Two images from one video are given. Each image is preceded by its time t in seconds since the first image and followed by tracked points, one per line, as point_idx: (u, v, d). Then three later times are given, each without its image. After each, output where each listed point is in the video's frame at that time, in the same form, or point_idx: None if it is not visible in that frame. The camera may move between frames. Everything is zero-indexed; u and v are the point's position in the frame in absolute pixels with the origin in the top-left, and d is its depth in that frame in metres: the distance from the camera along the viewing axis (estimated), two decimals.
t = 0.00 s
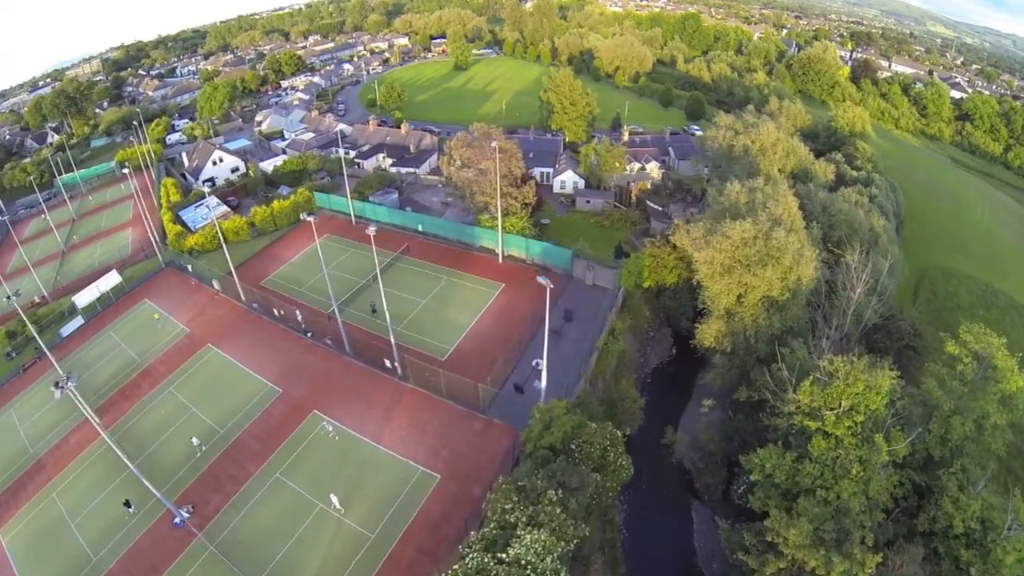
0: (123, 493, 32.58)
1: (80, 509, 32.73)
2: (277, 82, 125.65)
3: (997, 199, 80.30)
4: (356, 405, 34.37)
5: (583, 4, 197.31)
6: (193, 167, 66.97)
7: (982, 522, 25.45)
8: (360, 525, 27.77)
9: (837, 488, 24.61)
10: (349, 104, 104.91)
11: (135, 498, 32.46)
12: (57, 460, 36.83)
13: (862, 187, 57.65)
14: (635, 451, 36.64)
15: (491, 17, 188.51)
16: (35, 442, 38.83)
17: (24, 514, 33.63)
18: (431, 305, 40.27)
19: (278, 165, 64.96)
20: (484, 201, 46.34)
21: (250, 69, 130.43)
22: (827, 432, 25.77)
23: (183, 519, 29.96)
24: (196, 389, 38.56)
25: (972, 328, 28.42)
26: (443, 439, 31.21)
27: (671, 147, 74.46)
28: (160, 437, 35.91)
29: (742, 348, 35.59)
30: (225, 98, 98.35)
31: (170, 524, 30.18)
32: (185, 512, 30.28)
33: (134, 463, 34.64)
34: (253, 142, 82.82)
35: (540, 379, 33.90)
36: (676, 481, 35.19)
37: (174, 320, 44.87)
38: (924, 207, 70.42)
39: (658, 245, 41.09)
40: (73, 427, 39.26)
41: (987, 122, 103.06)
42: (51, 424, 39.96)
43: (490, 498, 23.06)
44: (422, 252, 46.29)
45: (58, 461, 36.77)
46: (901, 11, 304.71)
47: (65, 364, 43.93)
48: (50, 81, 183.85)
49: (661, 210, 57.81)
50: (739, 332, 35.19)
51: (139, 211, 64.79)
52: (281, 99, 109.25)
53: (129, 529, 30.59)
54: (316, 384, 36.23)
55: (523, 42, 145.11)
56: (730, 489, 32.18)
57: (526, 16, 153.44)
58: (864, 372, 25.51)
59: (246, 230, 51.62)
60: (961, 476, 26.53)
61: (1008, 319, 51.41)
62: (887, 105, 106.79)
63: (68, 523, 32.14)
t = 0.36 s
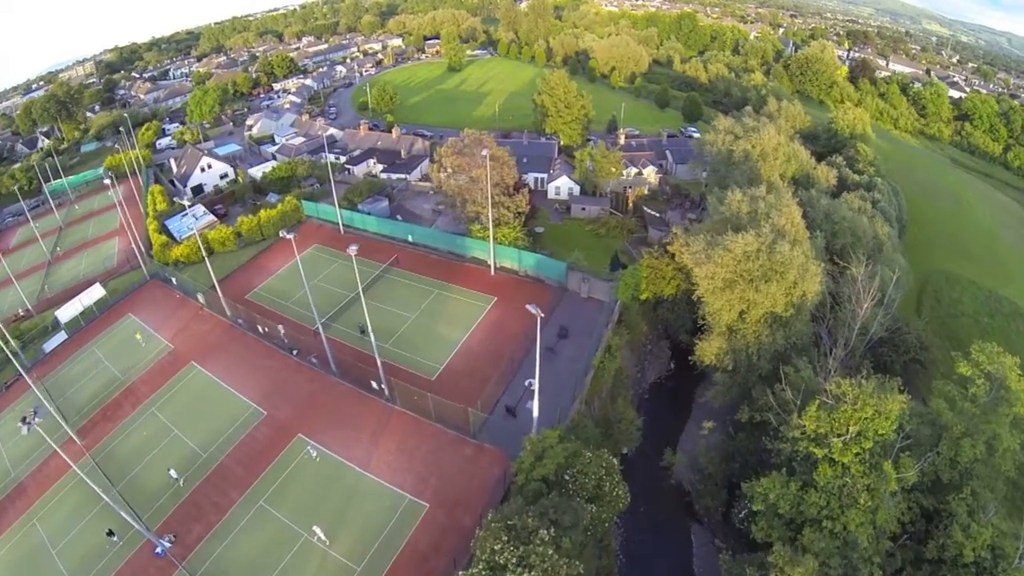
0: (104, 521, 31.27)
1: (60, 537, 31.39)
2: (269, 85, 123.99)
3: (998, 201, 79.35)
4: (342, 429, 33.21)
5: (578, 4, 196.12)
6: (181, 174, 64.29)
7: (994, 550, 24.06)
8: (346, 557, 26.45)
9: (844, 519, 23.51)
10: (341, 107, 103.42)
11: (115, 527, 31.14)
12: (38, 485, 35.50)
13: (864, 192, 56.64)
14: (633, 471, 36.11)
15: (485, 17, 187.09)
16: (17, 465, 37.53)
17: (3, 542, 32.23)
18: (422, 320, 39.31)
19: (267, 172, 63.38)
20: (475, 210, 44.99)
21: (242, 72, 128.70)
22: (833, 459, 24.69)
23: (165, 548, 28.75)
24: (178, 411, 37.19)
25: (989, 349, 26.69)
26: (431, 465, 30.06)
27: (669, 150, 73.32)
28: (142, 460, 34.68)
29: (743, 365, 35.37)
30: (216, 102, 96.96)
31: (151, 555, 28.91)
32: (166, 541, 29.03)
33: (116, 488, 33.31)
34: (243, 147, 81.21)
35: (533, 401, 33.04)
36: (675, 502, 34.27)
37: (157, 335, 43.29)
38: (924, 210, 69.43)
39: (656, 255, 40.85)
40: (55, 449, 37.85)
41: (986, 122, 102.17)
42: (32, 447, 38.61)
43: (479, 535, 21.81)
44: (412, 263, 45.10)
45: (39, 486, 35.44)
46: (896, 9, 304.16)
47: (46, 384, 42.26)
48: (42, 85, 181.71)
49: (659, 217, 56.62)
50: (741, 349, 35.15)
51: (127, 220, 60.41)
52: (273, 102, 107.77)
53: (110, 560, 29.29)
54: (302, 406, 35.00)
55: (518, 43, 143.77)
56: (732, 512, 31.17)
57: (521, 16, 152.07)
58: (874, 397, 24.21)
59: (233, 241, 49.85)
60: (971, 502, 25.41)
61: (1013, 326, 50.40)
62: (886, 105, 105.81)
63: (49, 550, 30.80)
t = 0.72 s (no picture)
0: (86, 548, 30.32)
1: (42, 564, 30.46)
2: (262, 87, 122.39)
3: (1000, 202, 78.45)
4: (330, 452, 32.28)
5: (574, 3, 194.78)
6: (170, 179, 62.02)
7: None
8: None
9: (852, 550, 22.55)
10: (335, 110, 102.08)
11: (97, 554, 30.08)
12: (23, 508, 34.63)
13: (866, 196, 55.68)
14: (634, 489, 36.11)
15: (481, 16, 185.73)
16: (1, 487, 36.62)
17: None
18: (416, 336, 38.56)
19: (256, 177, 61.99)
20: (467, 219, 43.80)
21: (235, 73, 127.14)
22: (841, 486, 23.61)
23: None
24: (163, 431, 36.00)
25: (1002, 370, 25.99)
26: (422, 491, 29.19)
27: (668, 154, 72.27)
28: (126, 483, 33.54)
29: (746, 382, 35.85)
30: (207, 105, 95.43)
31: None
32: (148, 570, 27.90)
33: (100, 511, 32.29)
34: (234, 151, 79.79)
35: (526, 422, 32.30)
36: (677, 519, 34.39)
37: (142, 349, 41.91)
38: (926, 212, 68.48)
39: (656, 266, 40.89)
40: (40, 469, 36.78)
41: (986, 121, 101.26)
42: (16, 468, 37.52)
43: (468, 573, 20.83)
44: (404, 274, 44.09)
45: (23, 509, 34.56)
46: (894, 6, 303.18)
47: (31, 400, 40.83)
48: (35, 87, 179.64)
49: (656, 222, 55.53)
50: (743, 366, 35.60)
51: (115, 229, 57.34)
52: (265, 105, 106.31)
53: None
54: (289, 429, 33.95)
55: (514, 43, 142.39)
56: (732, 534, 31.25)
57: (517, 16, 150.68)
58: (883, 422, 23.07)
59: (220, 250, 48.31)
60: (981, 526, 24.32)
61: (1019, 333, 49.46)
62: (885, 104, 104.82)
63: None
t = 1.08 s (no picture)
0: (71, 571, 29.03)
1: None
2: (269, 86, 121.57)
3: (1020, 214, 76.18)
4: (323, 476, 30.98)
5: (586, 4, 193.17)
6: (172, 180, 60.95)
7: None
8: None
9: None
10: (343, 110, 101.06)
11: None
12: (10, 523, 33.31)
13: (885, 209, 53.82)
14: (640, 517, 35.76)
15: (492, 17, 184.53)
16: None
17: None
18: (418, 354, 37.56)
19: (259, 180, 60.84)
20: (472, 230, 42.36)
21: (243, 72, 126.45)
22: (858, 530, 22.08)
23: None
24: (156, 446, 34.78)
25: None
26: (418, 521, 27.85)
27: (680, 161, 70.58)
28: (117, 500, 32.36)
29: (759, 410, 35.06)
30: (213, 104, 94.53)
31: None
32: None
33: (89, 530, 31.11)
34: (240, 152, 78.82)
35: (528, 448, 31.22)
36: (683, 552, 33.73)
37: (138, 359, 40.76)
38: (945, 226, 66.25)
39: (667, 282, 40.47)
40: (30, 481, 35.46)
41: (1004, 130, 98.64)
42: (5, 479, 36.18)
43: None
44: (406, 288, 43.11)
45: (10, 524, 33.26)
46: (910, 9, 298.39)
47: (25, 408, 39.60)
48: (47, 83, 179.98)
49: (668, 234, 53.93)
50: (757, 394, 34.76)
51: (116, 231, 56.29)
52: (272, 105, 105.41)
53: None
54: (283, 449, 32.75)
55: (524, 44, 140.96)
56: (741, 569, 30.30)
57: (528, 16, 149.25)
58: (906, 463, 21.47)
59: (220, 257, 47.45)
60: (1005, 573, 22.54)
61: None
62: (900, 111, 102.52)
63: None
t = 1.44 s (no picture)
0: None
1: None
2: (295, 82, 121.51)
3: None
4: (330, 498, 29.28)
5: (615, 7, 190.56)
6: (192, 177, 60.38)
7: None
8: None
9: None
10: (367, 109, 100.31)
11: None
12: (9, 524, 32.33)
13: (922, 231, 50.77)
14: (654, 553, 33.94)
15: (520, 17, 183.04)
16: None
17: None
18: (430, 371, 35.90)
19: (278, 179, 59.97)
20: (492, 241, 40.55)
21: (270, 68, 126.74)
22: None
23: None
24: (160, 454, 33.55)
25: None
26: (422, 550, 26.14)
27: (710, 174, 67.97)
28: (115, 509, 31.22)
29: (786, 449, 32.85)
30: (237, 100, 94.33)
31: None
32: None
33: (86, 538, 30.00)
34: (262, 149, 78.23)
35: (542, 478, 29.33)
36: None
37: (147, 361, 39.79)
38: (988, 250, 62.60)
39: (694, 303, 38.48)
40: (32, 483, 34.59)
41: None
42: (9, 477, 35.40)
43: None
44: (422, 299, 41.58)
45: (9, 525, 32.24)
46: (946, 19, 289.19)
47: (34, 404, 38.89)
48: (80, 74, 182.98)
49: (698, 251, 51.52)
50: (785, 432, 32.48)
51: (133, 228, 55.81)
52: (297, 102, 105.11)
53: None
54: (286, 465, 31.33)
55: (552, 46, 139.00)
56: None
57: (558, 18, 147.21)
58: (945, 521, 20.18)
59: (234, 258, 46.49)
60: None
61: None
62: (935, 124, 97.89)
63: None
